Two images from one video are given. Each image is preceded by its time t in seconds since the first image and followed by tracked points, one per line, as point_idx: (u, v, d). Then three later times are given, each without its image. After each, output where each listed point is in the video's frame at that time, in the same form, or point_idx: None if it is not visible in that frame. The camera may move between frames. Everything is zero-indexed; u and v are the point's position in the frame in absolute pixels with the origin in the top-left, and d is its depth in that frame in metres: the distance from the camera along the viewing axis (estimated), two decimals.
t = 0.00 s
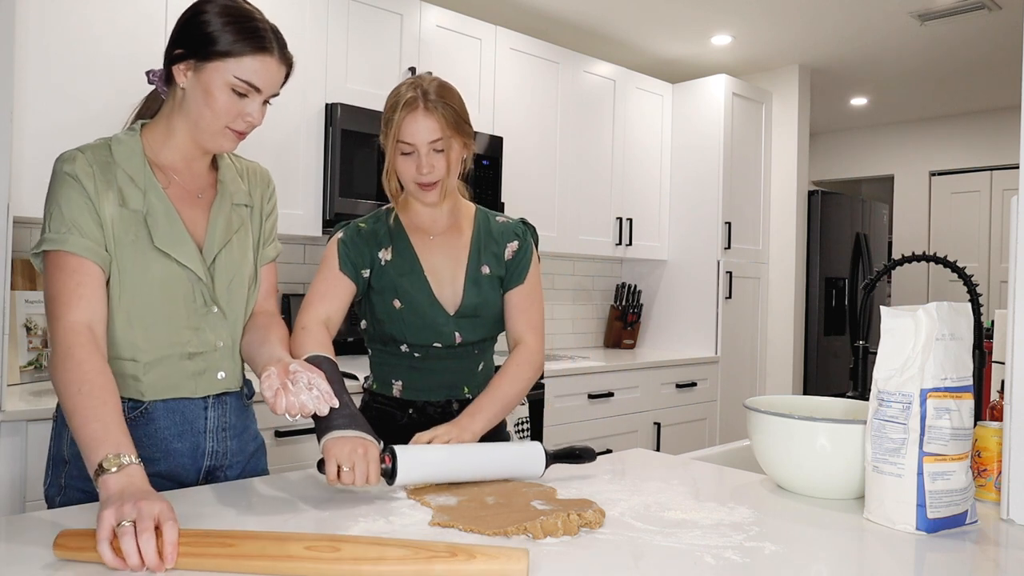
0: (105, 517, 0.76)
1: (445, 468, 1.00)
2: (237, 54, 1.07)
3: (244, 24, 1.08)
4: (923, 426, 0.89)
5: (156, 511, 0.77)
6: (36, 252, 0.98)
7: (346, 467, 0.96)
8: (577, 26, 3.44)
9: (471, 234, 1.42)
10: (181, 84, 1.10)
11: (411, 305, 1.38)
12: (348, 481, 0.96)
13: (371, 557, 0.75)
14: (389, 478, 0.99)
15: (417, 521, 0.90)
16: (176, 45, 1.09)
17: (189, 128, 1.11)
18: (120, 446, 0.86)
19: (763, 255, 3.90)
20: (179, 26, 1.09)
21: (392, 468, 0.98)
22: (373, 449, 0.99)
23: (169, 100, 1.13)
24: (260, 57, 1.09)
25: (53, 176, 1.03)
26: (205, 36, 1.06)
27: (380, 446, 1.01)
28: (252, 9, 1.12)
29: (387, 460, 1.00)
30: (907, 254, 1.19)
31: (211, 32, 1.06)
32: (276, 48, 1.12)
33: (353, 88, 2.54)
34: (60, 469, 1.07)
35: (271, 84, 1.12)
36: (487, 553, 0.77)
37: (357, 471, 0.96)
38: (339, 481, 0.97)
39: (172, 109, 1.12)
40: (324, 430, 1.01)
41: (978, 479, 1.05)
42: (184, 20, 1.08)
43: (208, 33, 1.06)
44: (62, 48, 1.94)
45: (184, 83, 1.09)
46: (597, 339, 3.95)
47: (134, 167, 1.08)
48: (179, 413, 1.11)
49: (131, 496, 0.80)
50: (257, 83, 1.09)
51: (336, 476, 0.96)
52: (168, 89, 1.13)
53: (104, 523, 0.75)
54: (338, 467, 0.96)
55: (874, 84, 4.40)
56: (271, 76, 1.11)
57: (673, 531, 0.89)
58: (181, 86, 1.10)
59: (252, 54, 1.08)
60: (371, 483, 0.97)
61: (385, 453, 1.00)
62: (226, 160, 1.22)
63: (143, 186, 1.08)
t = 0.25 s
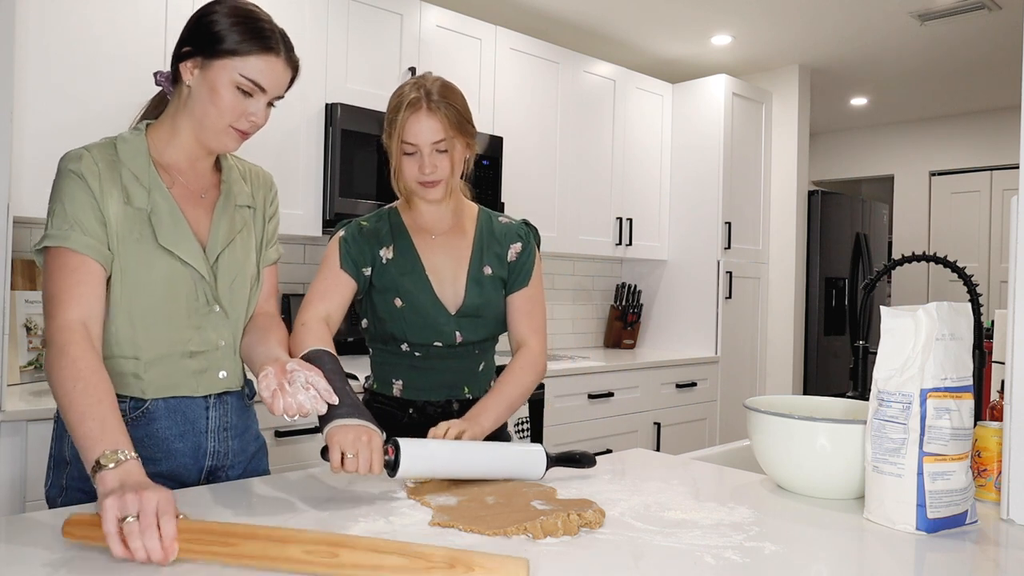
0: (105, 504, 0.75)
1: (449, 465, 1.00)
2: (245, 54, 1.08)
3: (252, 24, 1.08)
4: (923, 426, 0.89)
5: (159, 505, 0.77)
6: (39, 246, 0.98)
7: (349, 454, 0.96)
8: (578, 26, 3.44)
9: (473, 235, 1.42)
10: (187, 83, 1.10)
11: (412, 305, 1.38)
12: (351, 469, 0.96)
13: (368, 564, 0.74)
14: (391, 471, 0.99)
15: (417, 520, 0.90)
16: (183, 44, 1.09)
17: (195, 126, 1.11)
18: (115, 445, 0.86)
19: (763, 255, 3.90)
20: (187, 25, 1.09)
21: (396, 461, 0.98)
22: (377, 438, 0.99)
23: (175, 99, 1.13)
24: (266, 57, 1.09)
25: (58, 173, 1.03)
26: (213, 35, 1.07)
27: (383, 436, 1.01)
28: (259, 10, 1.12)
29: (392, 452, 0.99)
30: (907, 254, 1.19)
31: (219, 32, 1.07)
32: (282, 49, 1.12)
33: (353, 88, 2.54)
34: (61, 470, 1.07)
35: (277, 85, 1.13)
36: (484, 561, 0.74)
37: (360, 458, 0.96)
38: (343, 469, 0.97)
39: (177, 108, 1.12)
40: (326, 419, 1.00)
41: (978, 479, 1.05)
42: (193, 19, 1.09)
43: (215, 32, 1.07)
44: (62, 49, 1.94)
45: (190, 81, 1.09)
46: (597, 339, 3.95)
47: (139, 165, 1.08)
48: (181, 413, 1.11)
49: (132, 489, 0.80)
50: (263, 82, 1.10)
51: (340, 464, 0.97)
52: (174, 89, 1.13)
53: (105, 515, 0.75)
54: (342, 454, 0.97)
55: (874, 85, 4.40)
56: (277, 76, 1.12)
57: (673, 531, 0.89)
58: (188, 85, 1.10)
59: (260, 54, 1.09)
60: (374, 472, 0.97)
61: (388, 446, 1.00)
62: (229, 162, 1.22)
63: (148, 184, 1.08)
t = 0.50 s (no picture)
0: (137, 446, 0.79)
1: (446, 466, 1.00)
2: (251, 53, 1.08)
3: (258, 25, 1.09)
4: (923, 426, 0.89)
5: (182, 424, 0.80)
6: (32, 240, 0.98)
7: (344, 462, 0.96)
8: (578, 26, 3.44)
9: (475, 235, 1.42)
10: (193, 81, 1.10)
11: (414, 305, 1.38)
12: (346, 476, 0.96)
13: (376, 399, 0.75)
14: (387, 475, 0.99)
15: (417, 521, 0.90)
16: (190, 43, 1.10)
17: (198, 125, 1.11)
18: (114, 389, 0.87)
19: (763, 255, 3.90)
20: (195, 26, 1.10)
21: (392, 465, 0.99)
22: (370, 445, 0.99)
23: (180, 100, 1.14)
24: (271, 55, 1.10)
25: (58, 169, 1.04)
26: (219, 35, 1.08)
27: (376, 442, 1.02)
28: (266, 12, 1.13)
29: (387, 457, 1.00)
30: (907, 254, 1.20)
31: (225, 32, 1.08)
32: (287, 49, 1.13)
33: (353, 88, 2.54)
34: (60, 470, 1.06)
35: (282, 84, 1.13)
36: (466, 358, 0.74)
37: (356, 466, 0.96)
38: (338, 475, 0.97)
39: (181, 108, 1.13)
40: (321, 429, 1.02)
41: (978, 479, 1.05)
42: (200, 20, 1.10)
43: (221, 30, 1.08)
44: (62, 49, 1.94)
45: (195, 80, 1.10)
46: (597, 340, 3.95)
47: (140, 163, 1.08)
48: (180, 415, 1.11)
49: (144, 419, 0.82)
50: (267, 80, 1.10)
51: (335, 472, 0.96)
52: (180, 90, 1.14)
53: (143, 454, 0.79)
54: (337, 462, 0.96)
55: (874, 84, 4.40)
56: (281, 75, 1.12)
57: (673, 531, 0.89)
58: (193, 84, 1.10)
59: (265, 53, 1.09)
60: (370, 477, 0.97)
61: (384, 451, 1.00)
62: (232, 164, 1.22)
63: (147, 181, 1.08)
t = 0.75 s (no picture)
0: (171, 418, 0.84)
1: (445, 465, 1.00)
2: (244, 51, 1.09)
3: (252, 23, 1.09)
4: (923, 427, 0.89)
5: (210, 392, 0.84)
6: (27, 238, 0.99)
7: (342, 459, 0.96)
8: (577, 26, 3.44)
9: (474, 234, 1.42)
10: (191, 82, 1.11)
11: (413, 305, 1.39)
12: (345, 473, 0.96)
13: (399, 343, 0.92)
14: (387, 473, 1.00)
15: (416, 521, 0.90)
16: (188, 43, 1.10)
17: (194, 124, 1.12)
18: (125, 361, 0.90)
19: (763, 255, 3.90)
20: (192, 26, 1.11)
21: (390, 463, 0.99)
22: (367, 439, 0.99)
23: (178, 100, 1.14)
24: (267, 52, 1.10)
25: (54, 169, 1.04)
26: (214, 34, 1.08)
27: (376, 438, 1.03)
28: (263, 12, 1.13)
29: (386, 456, 1.00)
30: (907, 254, 1.20)
31: (220, 30, 1.08)
32: (282, 46, 1.13)
33: (353, 88, 2.54)
34: (54, 469, 1.07)
35: (277, 82, 1.13)
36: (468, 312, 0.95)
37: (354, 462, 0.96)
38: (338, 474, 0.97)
39: (180, 108, 1.13)
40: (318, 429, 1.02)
41: (978, 479, 1.05)
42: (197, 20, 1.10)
43: (216, 29, 1.08)
44: (62, 49, 1.95)
45: (193, 80, 1.11)
46: (597, 340, 3.95)
47: (135, 161, 1.09)
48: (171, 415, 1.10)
49: (168, 389, 0.86)
50: (263, 78, 1.10)
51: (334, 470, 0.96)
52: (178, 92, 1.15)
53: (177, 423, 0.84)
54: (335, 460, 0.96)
55: (874, 85, 4.40)
56: (278, 73, 1.12)
57: (673, 531, 0.89)
58: (190, 83, 1.11)
59: (260, 50, 1.10)
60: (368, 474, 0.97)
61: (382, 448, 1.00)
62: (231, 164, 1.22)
63: (141, 178, 1.08)
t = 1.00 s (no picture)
0: (198, 418, 0.86)
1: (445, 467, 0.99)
2: (237, 53, 1.10)
3: (242, 25, 1.10)
4: (923, 426, 0.89)
5: (230, 394, 0.85)
6: (25, 240, 0.99)
7: (346, 449, 0.97)
8: (577, 26, 3.44)
9: (473, 234, 1.42)
10: (181, 84, 1.11)
11: (413, 304, 1.40)
12: (349, 463, 0.96)
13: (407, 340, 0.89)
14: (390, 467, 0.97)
15: (417, 521, 0.90)
16: (178, 46, 1.10)
17: (186, 125, 1.12)
18: (146, 357, 0.92)
19: (763, 255, 3.90)
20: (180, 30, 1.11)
21: (393, 457, 0.96)
22: (371, 431, 0.99)
23: (168, 102, 1.14)
24: (257, 53, 1.11)
25: (48, 172, 1.04)
26: (204, 37, 1.08)
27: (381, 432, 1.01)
28: (250, 14, 1.13)
29: (390, 448, 0.97)
30: (907, 254, 1.20)
31: (209, 32, 1.09)
32: (272, 47, 1.14)
33: (353, 87, 2.53)
34: (51, 470, 1.07)
35: (269, 82, 1.14)
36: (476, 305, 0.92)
37: (357, 453, 0.96)
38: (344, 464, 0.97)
39: (171, 109, 1.13)
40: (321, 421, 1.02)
41: (978, 479, 1.05)
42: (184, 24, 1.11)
43: (206, 32, 1.09)
44: (62, 49, 1.94)
45: (184, 82, 1.11)
46: (596, 340, 3.95)
47: (130, 163, 1.09)
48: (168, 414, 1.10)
49: (189, 387, 0.87)
50: (256, 78, 1.11)
51: (338, 460, 0.97)
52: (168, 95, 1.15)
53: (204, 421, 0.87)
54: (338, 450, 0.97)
55: (874, 85, 4.40)
56: (270, 73, 1.13)
57: (673, 531, 0.89)
58: (181, 86, 1.11)
59: (251, 51, 1.11)
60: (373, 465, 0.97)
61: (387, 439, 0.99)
62: (222, 165, 1.22)
63: (136, 179, 1.08)
